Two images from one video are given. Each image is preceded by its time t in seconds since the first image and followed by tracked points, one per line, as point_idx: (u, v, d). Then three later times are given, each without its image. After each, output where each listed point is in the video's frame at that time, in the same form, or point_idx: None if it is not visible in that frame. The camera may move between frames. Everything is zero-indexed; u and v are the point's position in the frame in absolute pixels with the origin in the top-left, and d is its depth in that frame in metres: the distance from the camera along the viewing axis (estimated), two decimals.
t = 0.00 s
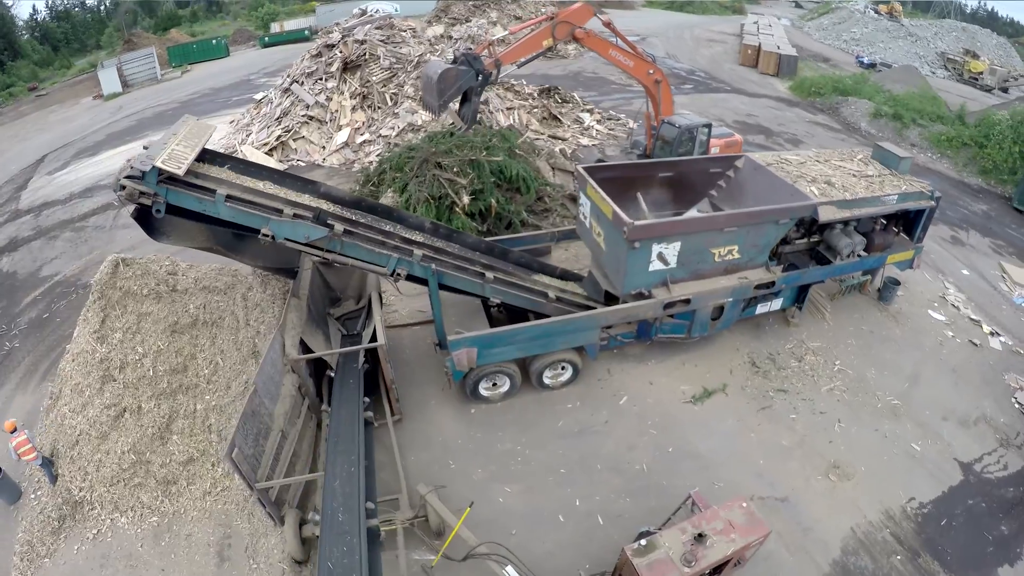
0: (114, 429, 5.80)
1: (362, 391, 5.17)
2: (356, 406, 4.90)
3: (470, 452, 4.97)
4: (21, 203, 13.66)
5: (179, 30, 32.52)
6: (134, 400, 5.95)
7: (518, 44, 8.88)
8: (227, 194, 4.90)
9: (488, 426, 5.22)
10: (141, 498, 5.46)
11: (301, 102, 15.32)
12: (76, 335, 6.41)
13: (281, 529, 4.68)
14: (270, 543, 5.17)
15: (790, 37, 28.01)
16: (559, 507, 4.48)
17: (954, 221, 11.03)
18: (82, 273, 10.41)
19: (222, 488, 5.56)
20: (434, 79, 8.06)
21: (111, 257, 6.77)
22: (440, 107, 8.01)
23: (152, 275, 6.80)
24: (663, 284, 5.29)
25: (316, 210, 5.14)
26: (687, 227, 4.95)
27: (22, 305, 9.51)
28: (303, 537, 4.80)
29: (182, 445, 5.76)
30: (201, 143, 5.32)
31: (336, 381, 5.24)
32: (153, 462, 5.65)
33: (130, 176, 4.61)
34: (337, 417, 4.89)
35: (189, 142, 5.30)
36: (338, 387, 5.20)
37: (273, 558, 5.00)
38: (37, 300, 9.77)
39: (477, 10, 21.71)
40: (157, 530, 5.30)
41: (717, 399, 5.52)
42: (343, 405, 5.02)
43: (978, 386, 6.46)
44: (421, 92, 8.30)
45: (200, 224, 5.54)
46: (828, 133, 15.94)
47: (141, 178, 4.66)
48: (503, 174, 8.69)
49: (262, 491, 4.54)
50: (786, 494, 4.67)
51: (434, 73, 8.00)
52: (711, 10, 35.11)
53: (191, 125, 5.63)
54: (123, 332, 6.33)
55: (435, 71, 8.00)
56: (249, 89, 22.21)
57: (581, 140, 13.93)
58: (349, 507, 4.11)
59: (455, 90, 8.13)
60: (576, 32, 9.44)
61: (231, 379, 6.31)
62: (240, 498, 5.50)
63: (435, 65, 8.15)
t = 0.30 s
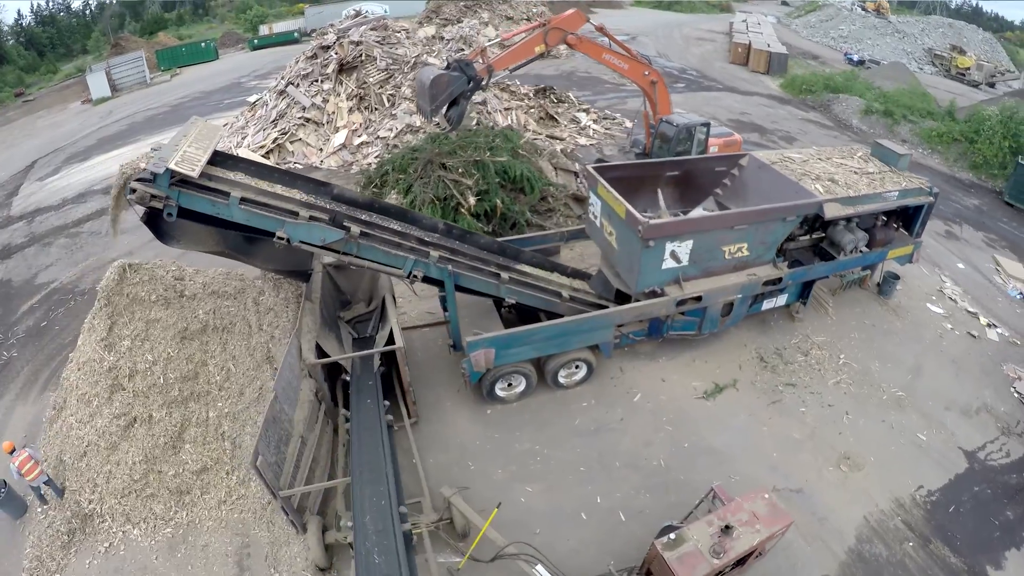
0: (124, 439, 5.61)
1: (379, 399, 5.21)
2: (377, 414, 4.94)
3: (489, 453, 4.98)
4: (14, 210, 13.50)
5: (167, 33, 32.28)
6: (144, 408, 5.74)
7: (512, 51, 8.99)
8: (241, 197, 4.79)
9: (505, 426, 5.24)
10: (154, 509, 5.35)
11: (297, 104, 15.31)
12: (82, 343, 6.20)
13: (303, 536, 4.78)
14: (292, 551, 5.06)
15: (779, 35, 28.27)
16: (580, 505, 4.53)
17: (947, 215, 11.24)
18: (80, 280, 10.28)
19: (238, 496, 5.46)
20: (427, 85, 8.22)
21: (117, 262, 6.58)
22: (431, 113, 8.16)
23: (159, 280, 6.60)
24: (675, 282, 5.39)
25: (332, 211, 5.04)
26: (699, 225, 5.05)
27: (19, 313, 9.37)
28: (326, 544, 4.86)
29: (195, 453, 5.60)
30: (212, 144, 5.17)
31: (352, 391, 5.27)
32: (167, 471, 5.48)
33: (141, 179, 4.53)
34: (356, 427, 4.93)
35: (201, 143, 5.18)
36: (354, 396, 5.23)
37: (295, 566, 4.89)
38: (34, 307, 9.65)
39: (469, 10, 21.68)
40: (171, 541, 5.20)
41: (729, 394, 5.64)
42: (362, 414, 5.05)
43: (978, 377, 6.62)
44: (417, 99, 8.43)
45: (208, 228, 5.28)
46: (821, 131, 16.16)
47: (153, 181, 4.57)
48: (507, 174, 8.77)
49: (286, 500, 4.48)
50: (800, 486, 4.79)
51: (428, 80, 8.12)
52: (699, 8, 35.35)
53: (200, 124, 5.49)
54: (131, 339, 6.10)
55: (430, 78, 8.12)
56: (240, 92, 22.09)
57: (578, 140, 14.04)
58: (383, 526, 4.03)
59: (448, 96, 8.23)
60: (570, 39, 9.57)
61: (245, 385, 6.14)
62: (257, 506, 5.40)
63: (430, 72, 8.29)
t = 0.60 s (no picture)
0: (135, 450, 5.59)
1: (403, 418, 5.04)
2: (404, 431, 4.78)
3: (508, 453, 5.01)
4: (8, 216, 13.35)
5: (155, 36, 32.03)
6: (155, 418, 5.72)
7: (506, 58, 9.05)
8: (256, 198, 4.68)
9: (522, 426, 5.26)
10: (168, 520, 5.29)
11: (293, 106, 15.31)
12: (90, 352, 6.17)
13: (327, 543, 4.52)
14: (315, 558, 4.95)
15: (768, 33, 28.54)
16: (601, 502, 4.60)
17: (941, 210, 11.46)
18: (77, 286, 10.11)
19: (254, 504, 5.37)
20: (422, 90, 8.27)
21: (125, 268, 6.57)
22: (426, 117, 8.19)
23: (168, 288, 6.60)
24: (686, 279, 5.49)
25: (347, 212, 4.97)
26: (710, 222, 5.16)
27: (16, 322, 9.21)
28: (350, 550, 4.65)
29: (210, 462, 5.56)
30: (224, 145, 5.01)
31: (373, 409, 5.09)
32: (180, 481, 5.45)
33: (153, 182, 4.41)
34: (381, 446, 4.76)
35: (214, 144, 5.02)
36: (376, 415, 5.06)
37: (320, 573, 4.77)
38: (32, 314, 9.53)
39: (461, 11, 21.71)
40: (187, 553, 5.12)
41: (739, 388, 5.76)
42: (386, 433, 4.87)
43: (978, 367, 6.79)
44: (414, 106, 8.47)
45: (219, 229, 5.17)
46: (813, 128, 16.38)
47: (165, 184, 4.47)
48: (512, 175, 8.86)
49: (310, 506, 4.37)
50: (814, 477, 4.92)
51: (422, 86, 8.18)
52: (688, 7, 35.60)
53: (208, 125, 5.29)
54: (140, 346, 6.05)
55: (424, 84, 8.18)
56: (233, 95, 21.97)
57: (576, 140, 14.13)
58: (422, 549, 3.97)
59: (442, 101, 8.27)
60: (564, 44, 9.62)
61: (259, 391, 6.07)
62: (274, 514, 5.32)
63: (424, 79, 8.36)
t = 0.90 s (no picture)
0: (147, 459, 5.40)
1: (432, 439, 4.80)
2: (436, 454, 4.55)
3: (526, 451, 5.07)
4: None
5: (142, 39, 31.73)
6: (167, 427, 5.52)
7: (501, 63, 9.08)
8: (272, 200, 4.59)
9: (540, 425, 5.31)
10: (182, 531, 5.12)
11: (289, 109, 15.29)
12: (97, 360, 6.06)
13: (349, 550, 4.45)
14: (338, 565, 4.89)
15: (756, 31, 28.79)
16: (622, 498, 4.69)
17: (933, 204, 11.68)
18: (73, 293, 9.89)
19: (271, 512, 5.22)
20: (417, 96, 8.26)
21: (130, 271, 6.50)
22: (422, 123, 8.21)
23: (176, 292, 6.52)
24: (696, 276, 5.60)
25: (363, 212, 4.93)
26: (720, 219, 5.28)
27: (12, 330, 9.03)
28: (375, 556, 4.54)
29: (224, 469, 5.38)
30: (237, 146, 4.91)
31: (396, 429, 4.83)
32: (194, 490, 5.27)
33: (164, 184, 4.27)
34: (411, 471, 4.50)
35: (226, 145, 4.90)
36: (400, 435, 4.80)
37: None
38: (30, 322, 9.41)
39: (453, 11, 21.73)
40: (202, 564, 4.98)
41: (748, 382, 5.90)
42: (414, 456, 4.63)
43: (976, 357, 6.96)
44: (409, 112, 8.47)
45: (230, 231, 5.05)
46: (805, 125, 16.60)
47: (178, 186, 4.33)
48: (515, 175, 8.95)
49: (335, 512, 4.28)
50: (826, 467, 5.04)
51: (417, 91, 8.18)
52: (675, 6, 35.84)
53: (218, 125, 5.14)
54: (150, 353, 5.89)
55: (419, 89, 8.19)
56: (224, 98, 21.88)
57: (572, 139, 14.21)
58: (453, 541, 4.04)
59: (436, 107, 8.28)
60: (559, 49, 9.65)
61: (274, 397, 5.90)
62: (293, 522, 5.15)
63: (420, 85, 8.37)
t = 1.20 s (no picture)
0: (160, 468, 5.16)
1: (466, 462, 4.63)
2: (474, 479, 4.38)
3: (545, 449, 5.14)
4: None
5: (127, 44, 31.35)
6: (179, 435, 5.32)
7: (498, 67, 9.12)
8: (288, 201, 4.49)
9: (555, 422, 5.39)
10: (197, 542, 4.80)
11: (283, 111, 15.23)
12: (104, 370, 5.86)
13: (375, 554, 4.54)
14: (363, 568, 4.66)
15: (743, 29, 29.09)
16: (641, 492, 4.78)
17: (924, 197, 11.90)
18: (69, 301, 9.70)
19: (289, 518, 4.92)
20: (414, 99, 8.23)
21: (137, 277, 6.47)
22: (419, 125, 8.13)
23: (185, 300, 6.52)
24: (705, 272, 5.72)
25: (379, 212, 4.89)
26: (729, 216, 5.41)
27: (7, 339, 8.83)
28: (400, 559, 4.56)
29: (240, 477, 5.12)
30: (249, 146, 4.83)
31: (427, 456, 4.63)
32: (209, 499, 4.98)
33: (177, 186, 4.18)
34: (450, 502, 4.31)
35: (238, 146, 4.81)
36: (431, 462, 4.60)
37: None
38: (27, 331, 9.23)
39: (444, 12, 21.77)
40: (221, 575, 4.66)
41: (755, 376, 6.03)
42: (451, 483, 4.44)
43: (974, 346, 7.14)
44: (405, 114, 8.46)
45: (240, 233, 4.89)
46: (796, 122, 16.82)
47: (192, 187, 4.22)
48: (518, 174, 9.04)
49: (361, 516, 4.31)
50: (837, 457, 5.17)
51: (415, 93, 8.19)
52: (662, 5, 36.07)
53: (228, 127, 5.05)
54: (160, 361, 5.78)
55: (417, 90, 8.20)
56: (214, 102, 21.77)
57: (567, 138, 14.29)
58: (489, 535, 4.07)
59: (433, 110, 8.30)
60: (555, 52, 9.69)
61: (288, 402, 5.68)
62: (313, 528, 4.87)
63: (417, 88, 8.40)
